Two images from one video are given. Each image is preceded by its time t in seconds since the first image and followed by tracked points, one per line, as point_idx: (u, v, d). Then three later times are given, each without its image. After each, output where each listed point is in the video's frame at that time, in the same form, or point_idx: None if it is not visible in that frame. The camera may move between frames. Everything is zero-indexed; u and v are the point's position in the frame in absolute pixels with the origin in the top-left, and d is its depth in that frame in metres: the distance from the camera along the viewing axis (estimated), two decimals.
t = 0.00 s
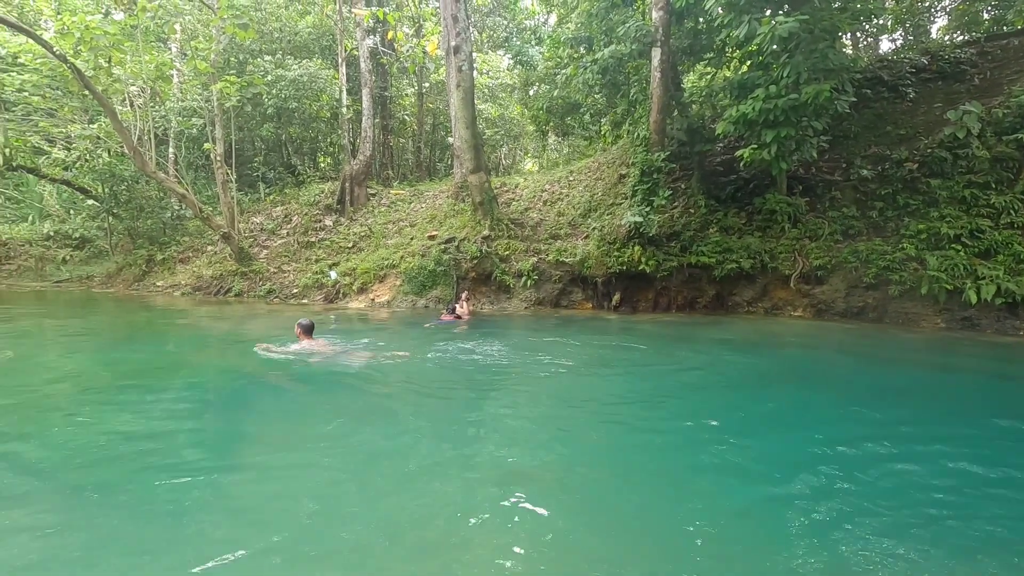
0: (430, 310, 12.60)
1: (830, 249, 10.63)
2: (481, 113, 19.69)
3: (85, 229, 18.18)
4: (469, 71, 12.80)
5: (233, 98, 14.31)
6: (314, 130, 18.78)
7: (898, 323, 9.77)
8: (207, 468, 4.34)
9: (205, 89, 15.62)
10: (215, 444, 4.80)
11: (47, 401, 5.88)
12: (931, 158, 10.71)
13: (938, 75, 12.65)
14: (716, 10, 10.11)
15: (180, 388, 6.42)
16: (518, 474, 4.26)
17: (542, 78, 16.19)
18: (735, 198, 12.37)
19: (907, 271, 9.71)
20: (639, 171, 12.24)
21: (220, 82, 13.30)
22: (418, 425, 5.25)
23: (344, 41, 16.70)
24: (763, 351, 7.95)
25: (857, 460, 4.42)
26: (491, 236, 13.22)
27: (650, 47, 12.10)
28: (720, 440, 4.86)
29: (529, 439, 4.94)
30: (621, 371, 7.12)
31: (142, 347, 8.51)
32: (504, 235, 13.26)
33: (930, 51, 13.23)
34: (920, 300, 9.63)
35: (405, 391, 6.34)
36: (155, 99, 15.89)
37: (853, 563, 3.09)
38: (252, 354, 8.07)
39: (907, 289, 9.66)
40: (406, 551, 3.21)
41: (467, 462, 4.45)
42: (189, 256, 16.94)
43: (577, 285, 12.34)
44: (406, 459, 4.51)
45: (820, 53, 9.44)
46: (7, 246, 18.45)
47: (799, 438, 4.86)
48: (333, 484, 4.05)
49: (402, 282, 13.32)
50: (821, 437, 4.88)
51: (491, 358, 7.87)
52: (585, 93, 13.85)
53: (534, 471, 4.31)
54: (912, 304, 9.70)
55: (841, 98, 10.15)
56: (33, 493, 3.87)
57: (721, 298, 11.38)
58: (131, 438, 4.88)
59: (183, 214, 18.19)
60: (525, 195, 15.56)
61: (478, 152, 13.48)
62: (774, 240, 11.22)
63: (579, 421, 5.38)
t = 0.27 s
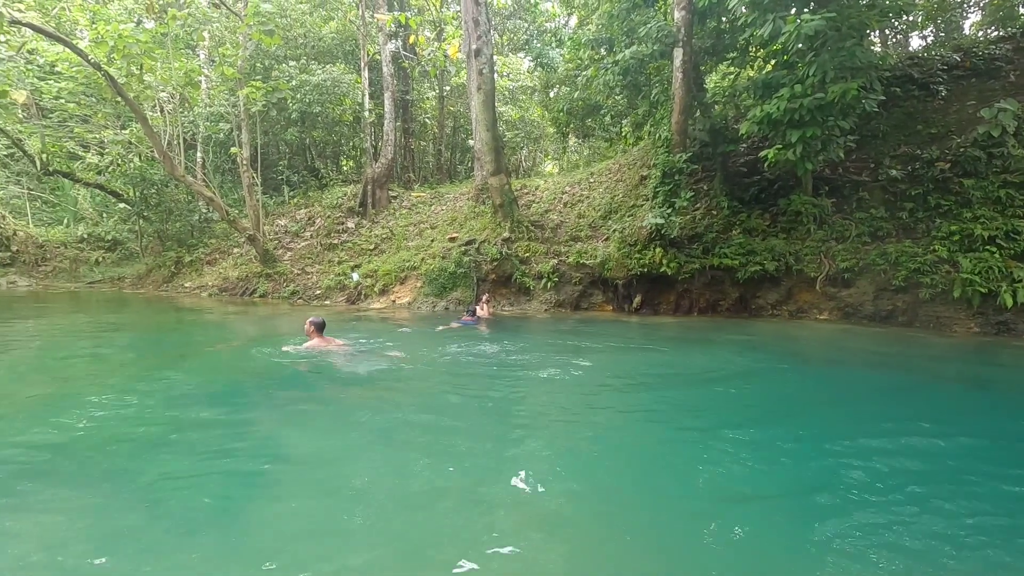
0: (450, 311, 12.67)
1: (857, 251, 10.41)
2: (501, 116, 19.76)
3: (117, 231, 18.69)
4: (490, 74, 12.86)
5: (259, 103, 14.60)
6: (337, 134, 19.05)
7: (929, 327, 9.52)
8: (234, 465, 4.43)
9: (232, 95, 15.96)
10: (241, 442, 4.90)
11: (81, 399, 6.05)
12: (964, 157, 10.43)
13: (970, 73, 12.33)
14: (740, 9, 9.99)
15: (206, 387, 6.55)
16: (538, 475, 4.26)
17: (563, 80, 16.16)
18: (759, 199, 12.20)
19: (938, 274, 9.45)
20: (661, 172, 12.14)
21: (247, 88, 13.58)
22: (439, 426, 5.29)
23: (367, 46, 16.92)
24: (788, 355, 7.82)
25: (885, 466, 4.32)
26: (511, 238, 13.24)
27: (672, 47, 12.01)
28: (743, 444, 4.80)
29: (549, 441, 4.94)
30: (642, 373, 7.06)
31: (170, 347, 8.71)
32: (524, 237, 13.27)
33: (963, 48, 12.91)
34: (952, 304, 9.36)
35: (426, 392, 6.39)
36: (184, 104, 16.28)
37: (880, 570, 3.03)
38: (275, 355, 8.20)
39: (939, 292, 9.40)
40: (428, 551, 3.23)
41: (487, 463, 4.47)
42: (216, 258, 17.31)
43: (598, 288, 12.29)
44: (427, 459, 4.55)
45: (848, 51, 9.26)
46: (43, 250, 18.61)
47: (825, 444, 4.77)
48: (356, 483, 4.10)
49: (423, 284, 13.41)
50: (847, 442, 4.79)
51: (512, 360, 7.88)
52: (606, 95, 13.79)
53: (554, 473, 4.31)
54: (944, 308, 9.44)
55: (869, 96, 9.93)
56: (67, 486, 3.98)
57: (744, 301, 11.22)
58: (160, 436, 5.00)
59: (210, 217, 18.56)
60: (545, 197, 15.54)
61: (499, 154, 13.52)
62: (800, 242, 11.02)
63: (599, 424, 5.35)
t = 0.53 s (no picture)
0: (458, 311, 12.68)
1: (868, 251, 10.32)
2: (509, 116, 19.76)
3: (128, 232, 18.87)
4: (497, 74, 12.88)
5: (269, 104, 14.70)
6: (346, 135, 19.15)
7: (941, 328, 9.39)
8: (243, 463, 4.47)
9: (242, 96, 16.06)
10: (250, 441, 4.94)
11: (92, 398, 6.09)
12: (976, 156, 10.32)
13: (983, 70, 12.21)
14: (749, 8, 9.94)
15: (215, 387, 6.60)
16: (545, 475, 4.27)
17: (570, 80, 16.13)
18: (768, 199, 12.13)
19: (950, 274, 9.35)
20: (669, 172, 12.08)
21: (256, 89, 13.66)
22: (444, 427, 5.28)
23: (375, 47, 16.99)
24: (797, 355, 7.76)
25: (895, 468, 4.28)
26: (518, 238, 13.24)
27: (681, 46, 11.95)
28: (751, 445, 4.78)
29: (556, 442, 4.94)
30: (650, 374, 7.04)
31: (180, 347, 8.78)
32: (532, 237, 13.27)
33: (976, 46, 12.78)
34: (964, 304, 9.25)
35: (433, 392, 6.41)
36: (194, 106, 16.41)
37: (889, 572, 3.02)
38: (284, 354, 8.25)
39: (951, 292, 9.30)
40: (433, 551, 3.23)
41: (494, 463, 4.48)
42: (226, 258, 17.45)
43: (605, 288, 12.26)
44: (434, 459, 4.56)
45: (858, 50, 9.17)
46: (56, 250, 18.83)
47: (833, 445, 4.74)
48: (364, 482, 4.13)
49: (431, 284, 13.44)
50: (856, 443, 4.76)
51: (520, 360, 7.89)
52: (614, 95, 13.76)
53: (560, 473, 4.32)
54: (957, 309, 9.33)
55: (880, 95, 9.84)
56: (79, 484, 4.03)
57: (753, 301, 11.14)
58: (169, 434, 5.04)
59: (220, 217, 18.68)
60: (553, 197, 15.52)
61: (506, 154, 13.52)
62: (809, 242, 10.94)
63: (606, 425, 5.34)
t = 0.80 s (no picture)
0: (466, 311, 12.70)
1: (879, 251, 10.23)
2: (517, 116, 19.76)
3: (140, 232, 19.06)
4: (505, 74, 12.90)
5: (278, 106, 14.80)
6: (354, 136, 19.24)
7: (954, 328, 9.28)
8: (253, 461, 4.51)
9: (252, 98, 16.19)
10: (260, 440, 4.97)
11: (105, 396, 6.17)
12: (990, 154, 10.20)
13: (997, 68, 12.08)
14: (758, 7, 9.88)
15: (225, 386, 6.65)
16: (552, 475, 4.27)
17: (578, 79, 16.10)
18: (778, 199, 12.06)
19: (963, 273, 9.24)
20: (677, 171, 12.03)
21: (266, 90, 13.75)
22: (452, 427, 5.30)
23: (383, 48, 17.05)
24: (808, 356, 7.71)
25: (906, 468, 4.25)
26: (526, 238, 13.24)
27: (690, 46, 11.90)
28: (760, 446, 4.75)
29: (563, 442, 4.94)
30: (658, 374, 7.01)
31: (191, 346, 8.85)
32: (540, 237, 13.26)
33: (989, 43, 12.64)
34: (978, 304, 9.14)
35: (441, 392, 6.42)
36: (205, 107, 16.55)
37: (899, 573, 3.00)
38: (293, 354, 8.29)
39: (964, 292, 9.19)
40: (441, 549, 3.25)
41: (502, 463, 4.48)
42: (236, 258, 17.60)
43: (613, 288, 12.23)
44: (443, 458, 4.58)
45: (870, 48, 9.08)
46: (70, 250, 19.05)
47: (843, 445, 4.71)
48: (372, 481, 4.15)
49: (439, 284, 13.47)
50: (866, 443, 4.72)
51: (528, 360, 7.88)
52: (622, 94, 13.73)
53: (568, 473, 4.32)
54: (970, 309, 9.22)
55: (892, 93, 9.74)
56: (91, 481, 4.08)
57: (763, 301, 11.07)
58: (180, 433, 5.09)
59: (230, 218, 18.82)
60: (561, 197, 15.50)
61: (514, 154, 13.51)
62: (820, 242, 10.86)
63: (614, 425, 5.33)
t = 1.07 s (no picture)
0: (473, 311, 12.71)
1: (889, 251, 10.14)
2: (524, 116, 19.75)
3: (151, 233, 19.23)
4: (513, 74, 12.90)
5: (287, 107, 14.86)
6: (362, 136, 19.32)
7: (966, 329, 9.17)
8: (261, 461, 4.54)
9: (260, 99, 16.28)
10: (268, 439, 5.00)
11: (116, 395, 6.22)
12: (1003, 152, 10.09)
13: (1010, 65, 11.95)
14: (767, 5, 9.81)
15: (234, 386, 6.68)
16: (559, 475, 4.27)
17: (586, 79, 16.02)
18: (787, 198, 11.98)
19: (975, 273, 9.14)
20: (685, 171, 11.97)
21: (275, 92, 13.79)
22: (460, 427, 5.30)
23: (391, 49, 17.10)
24: (817, 356, 7.65)
25: (915, 469, 4.22)
26: (533, 238, 13.23)
27: (698, 45, 11.83)
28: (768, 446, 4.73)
29: (570, 442, 4.93)
30: (666, 375, 6.97)
31: (201, 346, 8.92)
32: (547, 237, 13.25)
33: (1002, 40, 12.50)
34: (991, 305, 9.03)
35: (448, 392, 6.43)
36: (214, 108, 16.67)
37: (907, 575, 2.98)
38: (301, 353, 8.33)
39: (976, 293, 9.08)
40: (448, 549, 3.26)
41: (509, 463, 4.49)
42: (245, 258, 17.74)
43: (621, 288, 12.20)
44: (450, 458, 4.58)
45: (880, 45, 8.99)
46: (82, 250, 19.25)
47: (852, 446, 4.68)
48: (378, 481, 4.16)
49: (446, 284, 13.49)
50: (875, 444, 4.69)
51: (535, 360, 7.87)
52: (629, 94, 13.68)
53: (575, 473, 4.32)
54: (983, 309, 9.10)
55: (903, 91, 9.64)
56: (102, 480, 4.11)
57: (771, 301, 11.01)
58: (189, 432, 5.12)
59: (240, 218, 18.95)
60: (568, 197, 15.47)
61: (522, 154, 13.49)
62: (829, 241, 10.77)
63: (621, 425, 5.32)
